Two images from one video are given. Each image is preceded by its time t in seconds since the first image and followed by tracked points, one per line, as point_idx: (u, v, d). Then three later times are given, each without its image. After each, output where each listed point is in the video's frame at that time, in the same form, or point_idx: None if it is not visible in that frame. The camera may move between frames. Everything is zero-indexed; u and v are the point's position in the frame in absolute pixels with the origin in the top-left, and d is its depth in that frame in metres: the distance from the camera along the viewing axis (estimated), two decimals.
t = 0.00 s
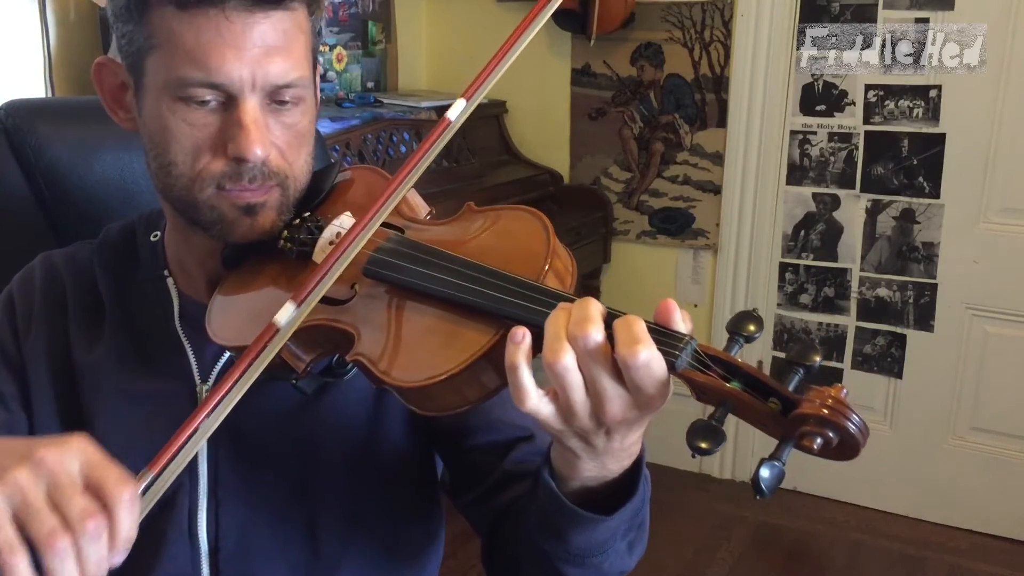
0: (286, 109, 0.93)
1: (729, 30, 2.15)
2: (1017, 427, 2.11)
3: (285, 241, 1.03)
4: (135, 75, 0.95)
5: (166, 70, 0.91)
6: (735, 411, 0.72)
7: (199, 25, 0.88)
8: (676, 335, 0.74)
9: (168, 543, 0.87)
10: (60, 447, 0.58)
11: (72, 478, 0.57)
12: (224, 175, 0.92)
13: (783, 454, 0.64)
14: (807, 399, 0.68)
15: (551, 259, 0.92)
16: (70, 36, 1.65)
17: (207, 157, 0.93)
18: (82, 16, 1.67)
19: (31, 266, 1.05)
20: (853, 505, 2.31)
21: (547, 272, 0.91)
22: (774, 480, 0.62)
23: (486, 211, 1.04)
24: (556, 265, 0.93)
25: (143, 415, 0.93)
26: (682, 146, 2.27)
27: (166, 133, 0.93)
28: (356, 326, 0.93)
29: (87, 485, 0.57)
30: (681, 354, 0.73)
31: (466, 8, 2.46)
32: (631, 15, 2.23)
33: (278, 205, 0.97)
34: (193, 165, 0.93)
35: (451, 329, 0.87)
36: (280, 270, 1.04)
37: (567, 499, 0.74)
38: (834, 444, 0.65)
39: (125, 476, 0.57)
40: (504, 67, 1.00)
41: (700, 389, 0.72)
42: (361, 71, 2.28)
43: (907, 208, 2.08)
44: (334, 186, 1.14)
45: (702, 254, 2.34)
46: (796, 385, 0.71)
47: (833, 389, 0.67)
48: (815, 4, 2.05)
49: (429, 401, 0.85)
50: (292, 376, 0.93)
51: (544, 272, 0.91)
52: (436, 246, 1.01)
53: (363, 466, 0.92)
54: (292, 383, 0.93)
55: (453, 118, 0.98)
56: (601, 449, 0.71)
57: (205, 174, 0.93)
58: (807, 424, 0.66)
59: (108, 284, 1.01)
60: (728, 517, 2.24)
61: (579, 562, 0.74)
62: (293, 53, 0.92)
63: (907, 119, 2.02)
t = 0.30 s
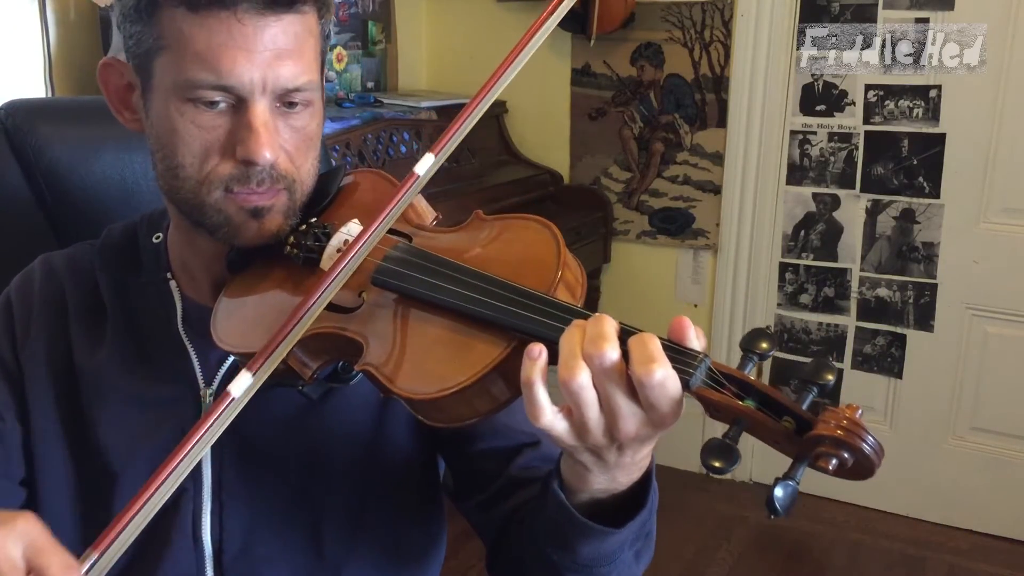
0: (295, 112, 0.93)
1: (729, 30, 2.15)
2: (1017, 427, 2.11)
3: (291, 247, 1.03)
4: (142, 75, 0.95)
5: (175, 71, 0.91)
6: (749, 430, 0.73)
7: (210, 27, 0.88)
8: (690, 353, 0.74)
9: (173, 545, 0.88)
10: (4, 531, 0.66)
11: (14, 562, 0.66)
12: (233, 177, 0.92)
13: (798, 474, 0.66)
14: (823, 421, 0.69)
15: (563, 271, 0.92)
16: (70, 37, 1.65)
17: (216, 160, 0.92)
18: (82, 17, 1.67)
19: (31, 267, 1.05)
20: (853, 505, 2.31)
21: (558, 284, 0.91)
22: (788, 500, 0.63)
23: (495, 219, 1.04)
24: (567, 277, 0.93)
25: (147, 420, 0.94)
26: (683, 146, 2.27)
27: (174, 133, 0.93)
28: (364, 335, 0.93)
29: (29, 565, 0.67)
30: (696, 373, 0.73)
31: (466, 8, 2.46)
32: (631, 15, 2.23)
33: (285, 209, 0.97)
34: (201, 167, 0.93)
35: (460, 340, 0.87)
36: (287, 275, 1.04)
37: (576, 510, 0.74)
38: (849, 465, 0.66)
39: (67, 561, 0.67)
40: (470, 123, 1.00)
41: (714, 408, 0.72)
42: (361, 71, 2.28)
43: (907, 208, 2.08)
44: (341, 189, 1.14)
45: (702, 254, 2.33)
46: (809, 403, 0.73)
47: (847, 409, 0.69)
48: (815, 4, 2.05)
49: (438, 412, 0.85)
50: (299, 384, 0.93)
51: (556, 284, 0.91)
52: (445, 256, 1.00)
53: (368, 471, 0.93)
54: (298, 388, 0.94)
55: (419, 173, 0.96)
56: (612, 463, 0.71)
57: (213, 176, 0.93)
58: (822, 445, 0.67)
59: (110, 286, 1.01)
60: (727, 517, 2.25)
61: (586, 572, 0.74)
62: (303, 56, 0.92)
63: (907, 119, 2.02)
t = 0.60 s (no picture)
0: (295, 108, 0.93)
1: (729, 30, 2.15)
2: (1017, 427, 2.11)
3: (292, 248, 1.03)
4: (141, 74, 0.95)
5: (176, 68, 0.91)
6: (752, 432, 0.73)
7: (211, 23, 0.88)
8: (694, 355, 0.75)
9: (173, 547, 0.88)
10: (28, 524, 0.63)
11: (39, 558, 0.62)
12: (234, 175, 0.92)
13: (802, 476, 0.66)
14: (826, 424, 0.69)
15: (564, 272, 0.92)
16: (70, 37, 1.65)
17: (217, 157, 0.92)
18: (82, 17, 1.67)
19: (30, 267, 1.04)
20: (853, 505, 2.31)
21: (560, 286, 0.91)
22: (792, 503, 0.63)
23: (497, 221, 1.04)
24: (569, 279, 0.93)
25: (148, 421, 0.94)
26: (683, 146, 2.27)
27: (175, 131, 0.93)
28: (365, 336, 0.92)
29: (54, 562, 0.62)
30: (698, 375, 0.73)
31: (466, 8, 2.46)
32: (631, 15, 2.23)
33: (286, 207, 0.96)
34: (202, 164, 0.93)
35: (462, 343, 0.87)
36: (287, 275, 1.04)
37: (579, 513, 0.74)
38: (852, 468, 0.66)
39: (93, 559, 0.63)
40: (475, 114, 1.01)
41: (718, 410, 0.72)
42: (361, 71, 2.28)
43: (907, 208, 2.08)
44: (341, 188, 1.14)
45: (702, 254, 2.33)
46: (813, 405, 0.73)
47: (851, 412, 0.69)
48: (815, 4, 2.05)
49: (440, 415, 0.85)
50: (300, 386, 0.93)
51: (557, 285, 0.91)
52: (446, 258, 1.00)
53: (369, 473, 0.93)
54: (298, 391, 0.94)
55: (424, 167, 0.97)
56: (616, 467, 0.71)
57: (214, 174, 0.93)
58: (826, 447, 0.67)
59: (109, 287, 1.01)
60: (727, 517, 2.25)
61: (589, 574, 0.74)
62: (304, 52, 0.92)
63: (907, 119, 2.02)
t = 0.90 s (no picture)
0: (291, 108, 0.93)
1: (729, 30, 2.15)
2: (1018, 427, 2.11)
3: (290, 250, 1.03)
4: (136, 78, 0.95)
5: (170, 71, 0.91)
6: (753, 432, 0.73)
7: (203, 26, 0.88)
8: (694, 354, 0.75)
9: (172, 548, 0.88)
10: (88, 458, 0.62)
11: (101, 486, 0.61)
12: (231, 178, 0.92)
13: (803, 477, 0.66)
14: (828, 424, 0.69)
15: (564, 270, 0.92)
16: (71, 36, 1.65)
17: (213, 159, 0.93)
18: (83, 17, 1.67)
19: (29, 268, 1.04)
20: (853, 505, 2.31)
21: (559, 285, 0.91)
22: (793, 503, 0.63)
23: (498, 220, 1.04)
24: (569, 278, 0.93)
25: (147, 422, 0.94)
26: (683, 146, 2.27)
27: (171, 135, 0.93)
28: (364, 337, 0.92)
29: (115, 492, 0.61)
30: (699, 376, 0.73)
31: (466, 8, 2.46)
32: (631, 15, 2.23)
33: (283, 209, 0.96)
34: (198, 167, 0.93)
35: (462, 344, 0.87)
36: (286, 276, 1.04)
37: (580, 513, 0.74)
38: (854, 468, 0.66)
39: (151, 489, 0.62)
40: (488, 91, 1.03)
41: (718, 411, 0.73)
42: (361, 71, 2.28)
43: (907, 208, 2.08)
44: (339, 188, 1.14)
45: (702, 254, 2.33)
46: (814, 406, 0.72)
47: (853, 412, 0.69)
48: (815, 4, 2.05)
49: (442, 415, 0.85)
50: (300, 386, 0.93)
51: (556, 284, 0.91)
52: (446, 258, 1.00)
53: (369, 473, 0.93)
54: (298, 391, 0.94)
55: (457, 119, 1.01)
56: (617, 467, 0.71)
57: (211, 176, 0.93)
58: (828, 448, 0.67)
59: (109, 288, 1.01)
60: (728, 517, 2.24)
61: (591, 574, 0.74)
62: (297, 51, 0.92)
63: (907, 119, 2.02)
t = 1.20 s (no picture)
0: (291, 112, 0.93)
1: (729, 30, 2.15)
2: (1018, 427, 2.11)
3: (291, 253, 1.03)
4: (135, 82, 0.95)
5: (169, 76, 0.91)
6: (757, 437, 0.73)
7: (203, 31, 0.88)
8: (698, 360, 0.75)
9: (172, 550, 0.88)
10: (107, 431, 0.64)
11: (122, 456, 0.63)
12: (231, 183, 0.92)
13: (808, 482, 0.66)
14: (832, 430, 0.69)
15: (566, 275, 0.92)
16: (70, 36, 1.65)
17: (213, 165, 0.93)
18: (83, 18, 1.67)
19: (29, 268, 1.04)
20: (853, 505, 2.31)
21: (561, 290, 0.91)
22: (798, 508, 0.63)
23: (499, 222, 1.04)
24: (570, 281, 0.93)
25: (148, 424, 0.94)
26: (683, 146, 2.27)
27: (171, 140, 0.93)
28: (367, 342, 0.92)
29: (137, 463, 0.63)
30: (703, 381, 0.73)
31: (466, 8, 2.46)
32: (631, 15, 2.23)
33: (283, 214, 0.96)
34: (198, 172, 0.93)
35: (465, 349, 0.87)
36: (287, 279, 1.04)
37: (583, 517, 0.74)
38: (859, 474, 0.66)
39: (172, 456, 0.63)
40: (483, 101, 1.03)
41: (723, 416, 0.73)
42: (361, 71, 2.28)
43: (907, 208, 2.08)
44: (339, 190, 1.14)
45: (702, 254, 2.33)
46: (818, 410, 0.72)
47: (857, 418, 0.69)
48: (815, 4, 2.05)
49: (446, 420, 0.85)
50: (303, 390, 0.93)
51: (558, 289, 0.91)
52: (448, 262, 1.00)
53: (371, 475, 0.93)
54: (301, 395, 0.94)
55: (477, 99, 1.03)
56: (621, 472, 0.71)
57: (211, 182, 0.93)
58: (833, 453, 0.67)
59: (109, 289, 1.01)
60: (728, 517, 2.24)
61: None
62: (297, 55, 0.92)
63: (907, 119, 2.02)
